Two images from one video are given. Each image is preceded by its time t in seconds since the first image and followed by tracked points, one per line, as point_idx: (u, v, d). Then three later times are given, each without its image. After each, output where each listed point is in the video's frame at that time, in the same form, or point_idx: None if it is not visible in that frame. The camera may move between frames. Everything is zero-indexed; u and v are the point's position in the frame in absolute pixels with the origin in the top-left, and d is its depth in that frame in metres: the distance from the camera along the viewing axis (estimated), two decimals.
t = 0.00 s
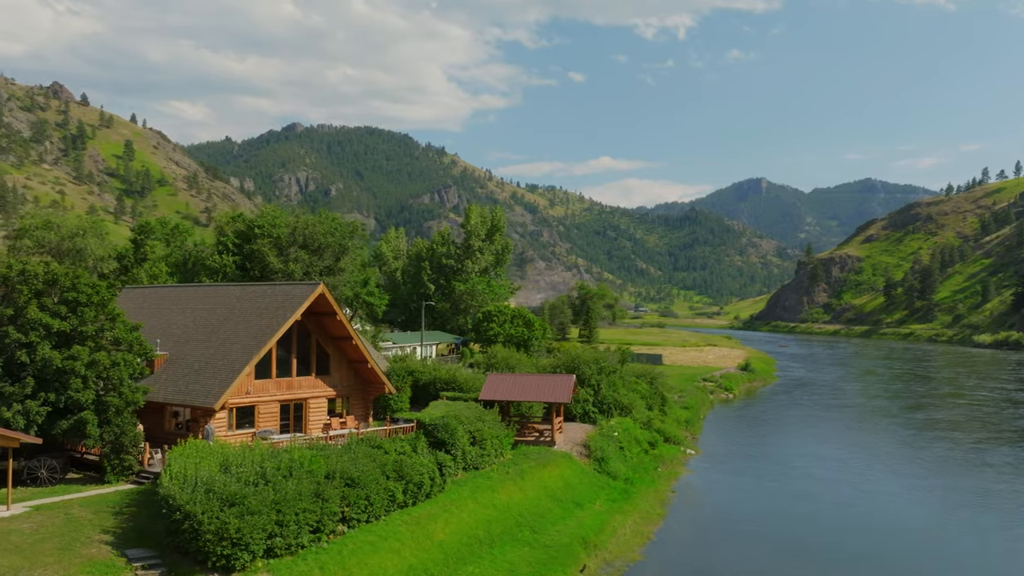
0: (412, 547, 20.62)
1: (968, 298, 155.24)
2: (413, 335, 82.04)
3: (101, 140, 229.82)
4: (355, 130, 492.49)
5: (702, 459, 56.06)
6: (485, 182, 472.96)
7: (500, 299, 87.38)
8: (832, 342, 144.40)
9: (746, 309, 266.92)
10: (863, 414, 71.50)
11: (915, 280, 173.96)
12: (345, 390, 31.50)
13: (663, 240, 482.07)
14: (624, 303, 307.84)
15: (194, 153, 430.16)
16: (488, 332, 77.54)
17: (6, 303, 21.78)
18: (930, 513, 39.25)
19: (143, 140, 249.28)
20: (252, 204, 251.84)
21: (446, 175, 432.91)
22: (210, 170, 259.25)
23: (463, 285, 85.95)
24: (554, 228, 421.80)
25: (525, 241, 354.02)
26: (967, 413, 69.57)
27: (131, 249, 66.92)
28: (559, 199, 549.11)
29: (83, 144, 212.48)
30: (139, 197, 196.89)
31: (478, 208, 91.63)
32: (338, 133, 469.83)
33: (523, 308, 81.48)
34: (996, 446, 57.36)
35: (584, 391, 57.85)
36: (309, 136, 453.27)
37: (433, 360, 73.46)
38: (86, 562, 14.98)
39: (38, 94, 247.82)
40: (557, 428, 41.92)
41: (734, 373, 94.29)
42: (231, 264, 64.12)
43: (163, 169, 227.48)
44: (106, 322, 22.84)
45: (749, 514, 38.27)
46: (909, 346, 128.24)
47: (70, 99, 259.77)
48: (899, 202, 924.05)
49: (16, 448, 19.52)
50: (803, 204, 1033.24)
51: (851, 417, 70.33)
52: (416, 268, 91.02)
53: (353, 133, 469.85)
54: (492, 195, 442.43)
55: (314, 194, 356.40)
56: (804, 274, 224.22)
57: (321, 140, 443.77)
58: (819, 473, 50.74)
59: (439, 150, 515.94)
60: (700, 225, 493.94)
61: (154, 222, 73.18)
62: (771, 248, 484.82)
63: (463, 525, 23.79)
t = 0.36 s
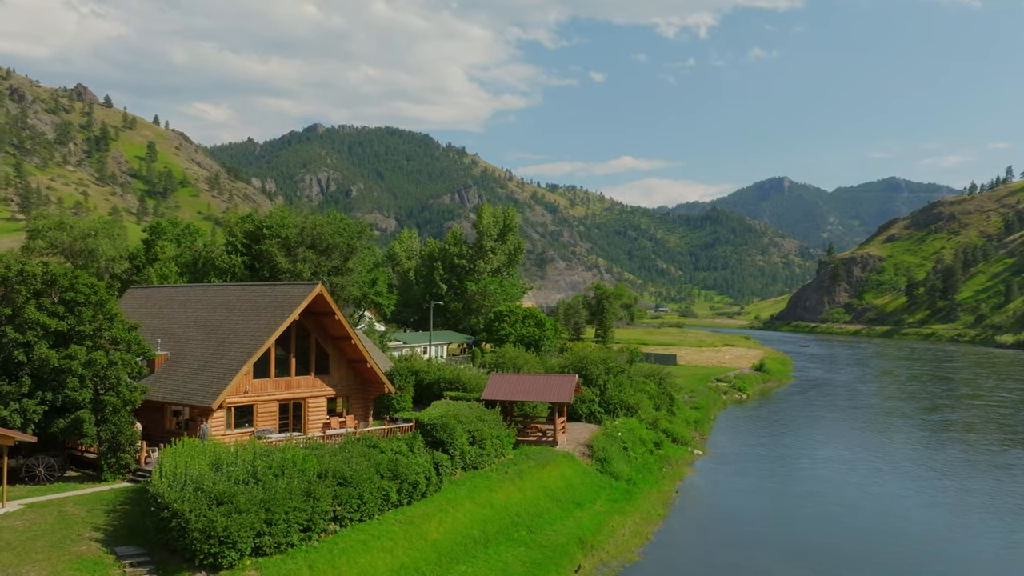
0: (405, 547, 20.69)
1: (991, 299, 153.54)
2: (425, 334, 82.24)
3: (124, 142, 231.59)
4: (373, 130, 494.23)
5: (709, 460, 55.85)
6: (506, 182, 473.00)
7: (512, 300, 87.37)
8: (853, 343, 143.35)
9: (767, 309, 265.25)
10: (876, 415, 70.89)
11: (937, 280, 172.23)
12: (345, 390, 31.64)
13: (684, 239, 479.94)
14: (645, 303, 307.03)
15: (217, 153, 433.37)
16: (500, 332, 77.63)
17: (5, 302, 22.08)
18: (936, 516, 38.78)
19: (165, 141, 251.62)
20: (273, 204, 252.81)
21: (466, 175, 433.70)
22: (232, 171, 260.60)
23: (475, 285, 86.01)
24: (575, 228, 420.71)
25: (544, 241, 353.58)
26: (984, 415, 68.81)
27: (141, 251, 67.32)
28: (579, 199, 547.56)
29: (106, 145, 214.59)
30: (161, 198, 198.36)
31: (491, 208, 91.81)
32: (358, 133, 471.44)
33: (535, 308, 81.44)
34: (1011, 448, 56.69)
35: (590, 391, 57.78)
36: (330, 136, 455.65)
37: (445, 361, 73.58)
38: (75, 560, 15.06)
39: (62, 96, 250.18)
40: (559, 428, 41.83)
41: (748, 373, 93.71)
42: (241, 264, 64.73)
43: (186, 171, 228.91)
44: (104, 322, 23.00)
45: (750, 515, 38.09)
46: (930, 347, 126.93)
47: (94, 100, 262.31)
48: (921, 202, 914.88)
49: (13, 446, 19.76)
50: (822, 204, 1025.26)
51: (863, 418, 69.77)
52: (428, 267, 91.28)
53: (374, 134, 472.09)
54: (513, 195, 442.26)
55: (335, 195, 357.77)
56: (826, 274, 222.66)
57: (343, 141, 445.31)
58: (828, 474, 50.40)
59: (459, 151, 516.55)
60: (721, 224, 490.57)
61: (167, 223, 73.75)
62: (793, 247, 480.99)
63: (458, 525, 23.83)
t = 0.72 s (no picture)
0: (397, 545, 20.76)
1: (1016, 298, 151.87)
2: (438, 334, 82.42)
3: (146, 143, 233.19)
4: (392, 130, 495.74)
5: (717, 461, 55.61)
6: (526, 182, 472.96)
7: (525, 299, 87.34)
8: (875, 342, 142.31)
9: (788, 309, 263.30)
10: (890, 416, 70.19)
11: (960, 280, 170.35)
12: (344, 390, 31.77)
13: (704, 238, 477.48)
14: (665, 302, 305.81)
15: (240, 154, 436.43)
16: (511, 331, 77.63)
17: (4, 302, 22.31)
18: (941, 519, 38.22)
19: (187, 142, 253.27)
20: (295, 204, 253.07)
21: (487, 175, 433.95)
22: (253, 172, 261.34)
23: (487, 285, 86.01)
24: (595, 228, 419.40)
25: (564, 241, 352.76)
26: (1001, 417, 67.97)
27: (152, 251, 67.72)
28: (599, 199, 545.79)
29: (129, 146, 216.36)
30: (183, 199, 199.68)
31: (503, 208, 91.77)
32: (379, 134, 472.85)
33: (547, 308, 81.37)
34: None
35: (595, 391, 57.71)
36: (352, 136, 457.72)
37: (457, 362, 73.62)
38: (64, 556, 15.20)
39: (87, 98, 252.29)
40: (561, 428, 41.73)
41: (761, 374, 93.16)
42: (249, 264, 65.15)
43: (207, 171, 230.09)
44: (103, 322, 23.20)
45: (752, 516, 37.95)
46: (952, 347, 125.54)
47: (117, 102, 264.21)
48: (943, 201, 905.49)
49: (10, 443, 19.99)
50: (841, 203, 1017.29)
51: (876, 419, 69.12)
52: (440, 267, 91.63)
53: (396, 134, 474.36)
54: (534, 195, 441.85)
55: (356, 195, 358.60)
56: (846, 274, 220.98)
57: (365, 141, 446.59)
58: (835, 476, 50.04)
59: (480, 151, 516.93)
60: (743, 224, 486.86)
61: (178, 223, 74.14)
62: (816, 247, 476.88)
63: (453, 524, 23.88)
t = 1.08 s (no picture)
0: (390, 544, 20.82)
1: None
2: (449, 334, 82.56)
3: (169, 144, 235.01)
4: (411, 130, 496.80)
5: (724, 461, 55.35)
6: (547, 182, 472.60)
7: (537, 299, 87.29)
8: (897, 343, 141.09)
9: (810, 309, 261.12)
10: (904, 417, 69.47)
11: (984, 280, 168.23)
12: (344, 389, 31.92)
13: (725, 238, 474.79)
14: (686, 302, 304.49)
15: (263, 155, 439.61)
16: (522, 331, 77.58)
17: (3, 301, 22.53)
18: (947, 522, 37.75)
19: (209, 143, 254.82)
20: (317, 205, 253.42)
21: (507, 176, 433.78)
22: (275, 173, 262.17)
23: (499, 285, 86.03)
24: (616, 228, 418.51)
25: (585, 241, 351.99)
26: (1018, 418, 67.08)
27: (164, 251, 68.14)
28: (620, 198, 543.68)
29: (152, 147, 217.60)
30: (205, 200, 201.01)
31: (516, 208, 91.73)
32: (400, 134, 474.04)
33: (560, 308, 81.29)
34: None
35: (601, 391, 57.64)
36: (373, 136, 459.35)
37: (468, 363, 73.66)
38: (53, 553, 15.34)
39: (111, 100, 254.39)
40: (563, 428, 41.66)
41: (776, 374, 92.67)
42: (258, 264, 65.57)
43: (229, 172, 231.50)
44: (101, 322, 23.42)
45: (753, 516, 37.82)
46: (975, 348, 124.03)
47: (141, 104, 266.26)
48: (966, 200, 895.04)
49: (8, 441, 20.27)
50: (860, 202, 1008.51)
51: (889, 420, 68.46)
52: (452, 267, 91.91)
53: (416, 134, 475.47)
54: (554, 195, 441.01)
55: (377, 195, 359.37)
56: (868, 273, 218.93)
57: (386, 142, 447.69)
58: (842, 476, 49.70)
59: (501, 150, 517.08)
60: (765, 224, 483.01)
61: (189, 224, 74.58)
62: (840, 246, 472.25)
63: (448, 523, 23.92)
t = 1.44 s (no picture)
0: (383, 543, 20.89)
1: None
2: (460, 334, 82.69)
3: (192, 146, 236.93)
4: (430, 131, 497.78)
5: (731, 462, 55.20)
6: (568, 182, 471.68)
7: (550, 299, 87.18)
8: (919, 344, 139.62)
9: (832, 309, 258.68)
10: (918, 419, 68.75)
11: (1009, 279, 165.82)
12: (344, 389, 32.04)
13: (748, 237, 471.24)
14: (708, 302, 303.02)
15: (284, 156, 442.70)
16: (534, 331, 77.62)
17: (3, 301, 22.75)
18: (954, 526, 37.23)
19: (232, 144, 256.31)
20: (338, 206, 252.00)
21: (529, 175, 433.51)
22: (296, 173, 262.94)
23: (512, 285, 86.08)
24: (636, 227, 416.99)
25: (605, 241, 351.01)
26: None
27: (175, 252, 68.63)
28: (641, 198, 541.24)
29: (175, 148, 218.99)
30: (227, 201, 202.34)
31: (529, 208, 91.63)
32: (421, 134, 475.12)
33: (572, 308, 81.19)
34: None
35: (607, 391, 57.49)
36: (395, 138, 460.97)
37: (479, 364, 73.65)
38: (43, 551, 15.46)
39: (134, 101, 256.67)
40: (565, 428, 41.42)
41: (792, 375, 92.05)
42: (267, 264, 65.97)
43: (251, 173, 232.98)
44: (100, 322, 23.66)
45: (755, 516, 37.66)
46: (999, 349, 122.33)
47: (164, 105, 268.35)
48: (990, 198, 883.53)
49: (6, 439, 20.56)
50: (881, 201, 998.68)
51: (903, 421, 67.74)
52: (465, 267, 92.12)
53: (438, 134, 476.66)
54: (576, 195, 439.85)
55: (398, 196, 360.17)
56: (891, 274, 216.61)
57: (408, 142, 449.10)
58: (849, 477, 49.42)
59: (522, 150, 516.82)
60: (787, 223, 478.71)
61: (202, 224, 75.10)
62: (864, 246, 466.87)
63: (443, 522, 24.00)
